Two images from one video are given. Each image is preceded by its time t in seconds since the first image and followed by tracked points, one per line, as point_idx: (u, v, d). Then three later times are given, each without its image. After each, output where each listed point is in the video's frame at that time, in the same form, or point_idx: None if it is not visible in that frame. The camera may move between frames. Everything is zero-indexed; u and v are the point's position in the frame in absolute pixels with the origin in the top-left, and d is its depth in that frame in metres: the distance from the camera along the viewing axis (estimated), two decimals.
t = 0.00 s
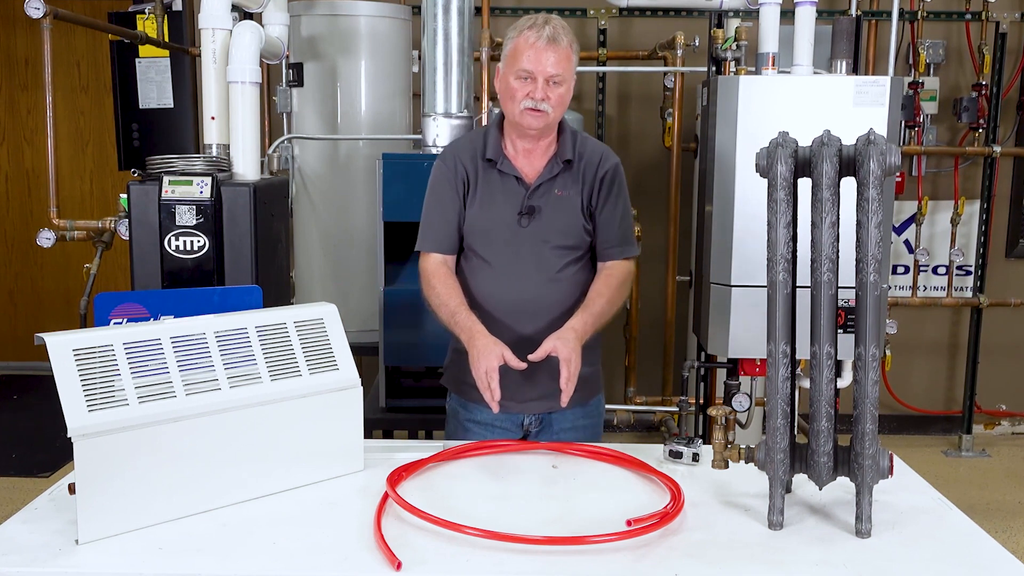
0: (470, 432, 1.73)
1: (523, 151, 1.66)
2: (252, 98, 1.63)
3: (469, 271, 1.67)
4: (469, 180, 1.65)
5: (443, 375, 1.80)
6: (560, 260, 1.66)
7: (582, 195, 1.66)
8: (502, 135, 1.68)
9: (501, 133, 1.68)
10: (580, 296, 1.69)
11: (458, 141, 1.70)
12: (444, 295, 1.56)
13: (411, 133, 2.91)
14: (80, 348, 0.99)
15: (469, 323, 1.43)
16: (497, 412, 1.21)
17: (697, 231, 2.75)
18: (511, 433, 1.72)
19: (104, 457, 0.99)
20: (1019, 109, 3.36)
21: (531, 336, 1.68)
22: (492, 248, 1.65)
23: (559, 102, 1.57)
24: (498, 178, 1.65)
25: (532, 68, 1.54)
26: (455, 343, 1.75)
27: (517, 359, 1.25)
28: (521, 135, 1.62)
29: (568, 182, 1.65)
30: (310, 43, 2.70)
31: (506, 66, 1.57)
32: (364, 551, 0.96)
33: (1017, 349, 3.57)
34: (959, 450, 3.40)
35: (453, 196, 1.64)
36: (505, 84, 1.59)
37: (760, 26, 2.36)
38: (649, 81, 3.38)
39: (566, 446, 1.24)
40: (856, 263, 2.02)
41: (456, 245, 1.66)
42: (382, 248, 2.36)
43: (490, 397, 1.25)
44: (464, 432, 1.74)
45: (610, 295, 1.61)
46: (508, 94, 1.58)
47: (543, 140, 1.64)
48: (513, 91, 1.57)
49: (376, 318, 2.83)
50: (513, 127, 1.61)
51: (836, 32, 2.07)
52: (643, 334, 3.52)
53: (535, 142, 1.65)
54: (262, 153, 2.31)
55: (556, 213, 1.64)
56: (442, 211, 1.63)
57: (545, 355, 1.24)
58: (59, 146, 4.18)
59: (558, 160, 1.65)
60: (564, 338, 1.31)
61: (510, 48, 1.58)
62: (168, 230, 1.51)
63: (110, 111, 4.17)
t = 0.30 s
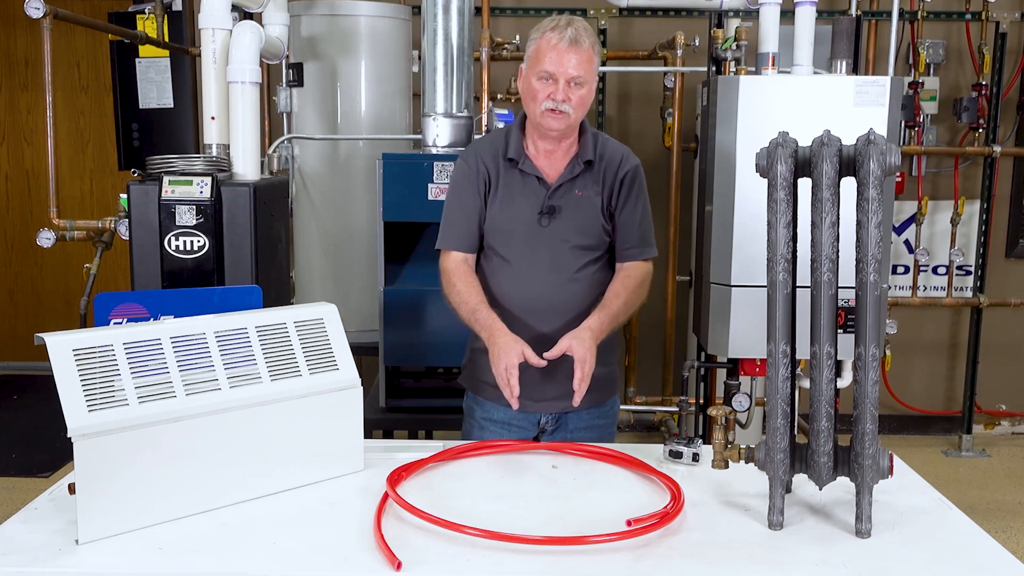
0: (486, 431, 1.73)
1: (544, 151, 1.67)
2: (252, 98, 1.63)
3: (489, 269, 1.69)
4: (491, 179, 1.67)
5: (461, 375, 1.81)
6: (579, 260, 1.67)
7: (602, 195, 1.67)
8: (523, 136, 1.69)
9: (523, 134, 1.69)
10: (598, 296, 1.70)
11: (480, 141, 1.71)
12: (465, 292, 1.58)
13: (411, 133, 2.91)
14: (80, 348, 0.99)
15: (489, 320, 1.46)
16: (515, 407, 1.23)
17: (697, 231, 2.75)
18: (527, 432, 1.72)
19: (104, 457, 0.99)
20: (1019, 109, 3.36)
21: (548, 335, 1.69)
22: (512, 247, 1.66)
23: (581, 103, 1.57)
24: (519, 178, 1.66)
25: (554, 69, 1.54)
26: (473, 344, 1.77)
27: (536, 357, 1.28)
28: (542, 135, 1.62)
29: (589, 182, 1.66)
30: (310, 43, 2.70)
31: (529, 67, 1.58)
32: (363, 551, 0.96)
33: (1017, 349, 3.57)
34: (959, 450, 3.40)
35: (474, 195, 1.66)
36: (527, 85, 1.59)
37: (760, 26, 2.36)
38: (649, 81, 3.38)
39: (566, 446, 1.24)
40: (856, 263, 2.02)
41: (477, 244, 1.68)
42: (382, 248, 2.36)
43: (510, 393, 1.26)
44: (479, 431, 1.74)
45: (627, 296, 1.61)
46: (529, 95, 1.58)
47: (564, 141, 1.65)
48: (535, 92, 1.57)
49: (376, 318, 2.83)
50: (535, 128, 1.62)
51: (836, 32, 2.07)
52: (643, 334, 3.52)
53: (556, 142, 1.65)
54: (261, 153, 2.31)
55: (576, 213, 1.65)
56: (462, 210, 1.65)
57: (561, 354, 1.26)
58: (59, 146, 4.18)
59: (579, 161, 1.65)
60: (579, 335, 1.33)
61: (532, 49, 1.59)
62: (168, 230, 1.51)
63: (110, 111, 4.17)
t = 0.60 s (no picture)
0: (494, 430, 1.74)
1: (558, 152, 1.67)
2: (252, 98, 1.63)
3: (500, 268, 1.69)
4: (504, 178, 1.67)
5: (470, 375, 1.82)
6: (589, 261, 1.67)
7: (614, 197, 1.67)
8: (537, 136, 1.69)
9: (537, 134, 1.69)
10: (608, 297, 1.70)
11: (494, 140, 1.71)
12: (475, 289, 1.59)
13: (411, 133, 2.91)
14: (80, 348, 0.99)
15: (498, 318, 1.46)
16: (520, 404, 1.22)
17: (697, 231, 2.75)
18: (535, 432, 1.73)
19: (104, 457, 0.99)
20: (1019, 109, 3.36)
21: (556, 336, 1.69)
22: (523, 246, 1.66)
23: (594, 105, 1.56)
24: (532, 177, 1.66)
25: (568, 71, 1.54)
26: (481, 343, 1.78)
27: (543, 355, 1.27)
28: (555, 136, 1.62)
29: (601, 184, 1.66)
30: (310, 43, 2.70)
31: (543, 68, 1.58)
32: (363, 551, 0.96)
33: (1017, 349, 3.57)
34: (958, 449, 3.40)
35: (486, 193, 1.66)
36: (540, 86, 1.59)
37: (760, 26, 2.36)
38: (649, 81, 3.39)
39: (565, 446, 1.25)
40: (855, 263, 2.03)
41: (488, 242, 1.68)
42: (382, 247, 2.36)
43: (515, 390, 1.26)
44: (488, 430, 1.75)
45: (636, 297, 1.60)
46: (543, 96, 1.58)
47: (578, 142, 1.65)
48: (548, 93, 1.57)
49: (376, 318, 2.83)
50: (547, 128, 1.62)
51: (836, 32, 2.07)
52: (643, 334, 3.52)
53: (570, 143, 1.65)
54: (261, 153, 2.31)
55: (588, 213, 1.65)
56: (474, 209, 1.65)
57: (569, 354, 1.25)
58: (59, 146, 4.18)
59: (592, 162, 1.65)
60: (587, 335, 1.32)
61: (547, 50, 1.59)
62: (168, 230, 1.51)
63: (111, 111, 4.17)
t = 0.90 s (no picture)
0: (497, 430, 1.74)
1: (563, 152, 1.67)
2: (252, 98, 1.63)
3: (504, 268, 1.69)
4: (509, 178, 1.67)
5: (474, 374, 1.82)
6: (594, 262, 1.67)
7: (619, 198, 1.67)
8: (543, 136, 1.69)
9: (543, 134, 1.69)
10: (612, 298, 1.70)
11: (500, 140, 1.72)
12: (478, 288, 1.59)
13: (411, 133, 2.91)
14: (80, 348, 0.99)
15: (501, 318, 1.45)
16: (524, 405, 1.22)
17: (697, 231, 2.75)
18: (537, 431, 1.73)
19: (104, 457, 0.99)
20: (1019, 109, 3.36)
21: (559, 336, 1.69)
22: (528, 246, 1.66)
23: (599, 105, 1.56)
24: (537, 177, 1.66)
25: (573, 70, 1.54)
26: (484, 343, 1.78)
27: (546, 356, 1.26)
28: (561, 137, 1.62)
29: (606, 184, 1.66)
30: (310, 43, 2.70)
31: (548, 68, 1.58)
32: (363, 551, 0.96)
33: (1016, 349, 3.57)
34: (958, 449, 3.40)
35: (491, 193, 1.66)
36: (546, 86, 1.59)
37: (760, 26, 2.36)
38: (649, 81, 3.39)
39: (566, 446, 1.25)
40: (855, 263, 2.03)
41: (492, 242, 1.68)
42: (382, 247, 2.36)
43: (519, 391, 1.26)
44: (491, 429, 1.75)
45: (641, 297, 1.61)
46: (548, 96, 1.58)
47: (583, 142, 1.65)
48: (553, 93, 1.57)
49: (376, 318, 2.83)
50: (553, 128, 1.62)
51: (836, 32, 2.07)
52: (643, 334, 3.52)
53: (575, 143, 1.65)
54: (261, 152, 2.31)
55: (593, 214, 1.65)
56: (479, 208, 1.66)
57: (571, 354, 1.25)
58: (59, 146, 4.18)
59: (597, 162, 1.65)
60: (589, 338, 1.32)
61: (552, 50, 1.59)
62: (168, 230, 1.51)
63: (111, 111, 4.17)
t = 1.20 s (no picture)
0: (497, 430, 1.74)
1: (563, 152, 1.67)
2: (252, 98, 1.63)
3: (503, 268, 1.69)
4: (508, 178, 1.67)
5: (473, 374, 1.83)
6: (594, 262, 1.67)
7: (619, 198, 1.67)
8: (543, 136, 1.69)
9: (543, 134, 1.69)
10: (611, 298, 1.70)
11: (500, 140, 1.72)
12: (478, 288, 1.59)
13: (411, 132, 2.91)
14: (80, 348, 0.99)
15: (500, 319, 1.46)
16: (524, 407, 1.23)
17: (697, 231, 2.75)
18: (537, 432, 1.73)
19: (104, 457, 0.99)
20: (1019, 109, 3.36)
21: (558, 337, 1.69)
22: (527, 246, 1.66)
23: (598, 104, 1.56)
24: (537, 177, 1.66)
25: (572, 69, 1.54)
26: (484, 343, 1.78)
27: (545, 357, 1.27)
28: (560, 136, 1.62)
29: (606, 184, 1.66)
30: (310, 43, 2.70)
31: (547, 68, 1.58)
32: (363, 551, 0.96)
33: (1016, 349, 3.57)
34: (958, 449, 3.40)
35: (491, 193, 1.66)
36: (545, 86, 1.59)
37: (760, 26, 2.36)
38: (649, 81, 3.39)
39: (566, 446, 1.25)
40: (855, 263, 2.03)
41: (492, 242, 1.68)
42: (382, 247, 2.36)
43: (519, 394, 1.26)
44: (490, 429, 1.76)
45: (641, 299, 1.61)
46: (547, 96, 1.58)
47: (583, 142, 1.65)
48: (552, 93, 1.57)
49: (376, 318, 2.83)
50: (552, 128, 1.62)
51: (836, 32, 2.07)
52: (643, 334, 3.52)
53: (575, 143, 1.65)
54: (261, 152, 2.31)
55: (593, 214, 1.65)
56: (479, 208, 1.66)
57: (569, 357, 1.26)
58: (59, 146, 4.18)
59: (597, 162, 1.65)
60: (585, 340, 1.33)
61: (551, 50, 1.59)
62: (168, 230, 1.51)
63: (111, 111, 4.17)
